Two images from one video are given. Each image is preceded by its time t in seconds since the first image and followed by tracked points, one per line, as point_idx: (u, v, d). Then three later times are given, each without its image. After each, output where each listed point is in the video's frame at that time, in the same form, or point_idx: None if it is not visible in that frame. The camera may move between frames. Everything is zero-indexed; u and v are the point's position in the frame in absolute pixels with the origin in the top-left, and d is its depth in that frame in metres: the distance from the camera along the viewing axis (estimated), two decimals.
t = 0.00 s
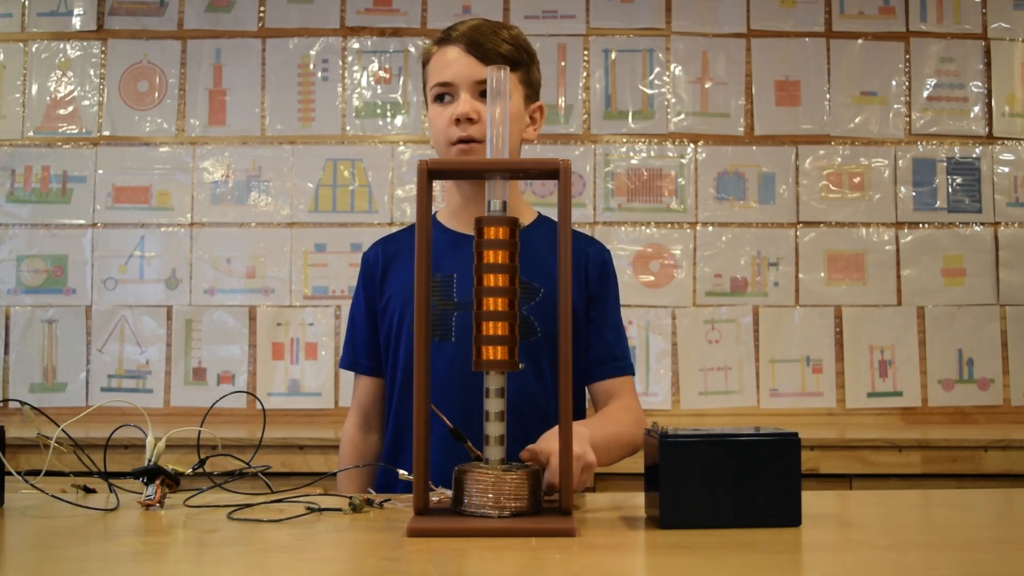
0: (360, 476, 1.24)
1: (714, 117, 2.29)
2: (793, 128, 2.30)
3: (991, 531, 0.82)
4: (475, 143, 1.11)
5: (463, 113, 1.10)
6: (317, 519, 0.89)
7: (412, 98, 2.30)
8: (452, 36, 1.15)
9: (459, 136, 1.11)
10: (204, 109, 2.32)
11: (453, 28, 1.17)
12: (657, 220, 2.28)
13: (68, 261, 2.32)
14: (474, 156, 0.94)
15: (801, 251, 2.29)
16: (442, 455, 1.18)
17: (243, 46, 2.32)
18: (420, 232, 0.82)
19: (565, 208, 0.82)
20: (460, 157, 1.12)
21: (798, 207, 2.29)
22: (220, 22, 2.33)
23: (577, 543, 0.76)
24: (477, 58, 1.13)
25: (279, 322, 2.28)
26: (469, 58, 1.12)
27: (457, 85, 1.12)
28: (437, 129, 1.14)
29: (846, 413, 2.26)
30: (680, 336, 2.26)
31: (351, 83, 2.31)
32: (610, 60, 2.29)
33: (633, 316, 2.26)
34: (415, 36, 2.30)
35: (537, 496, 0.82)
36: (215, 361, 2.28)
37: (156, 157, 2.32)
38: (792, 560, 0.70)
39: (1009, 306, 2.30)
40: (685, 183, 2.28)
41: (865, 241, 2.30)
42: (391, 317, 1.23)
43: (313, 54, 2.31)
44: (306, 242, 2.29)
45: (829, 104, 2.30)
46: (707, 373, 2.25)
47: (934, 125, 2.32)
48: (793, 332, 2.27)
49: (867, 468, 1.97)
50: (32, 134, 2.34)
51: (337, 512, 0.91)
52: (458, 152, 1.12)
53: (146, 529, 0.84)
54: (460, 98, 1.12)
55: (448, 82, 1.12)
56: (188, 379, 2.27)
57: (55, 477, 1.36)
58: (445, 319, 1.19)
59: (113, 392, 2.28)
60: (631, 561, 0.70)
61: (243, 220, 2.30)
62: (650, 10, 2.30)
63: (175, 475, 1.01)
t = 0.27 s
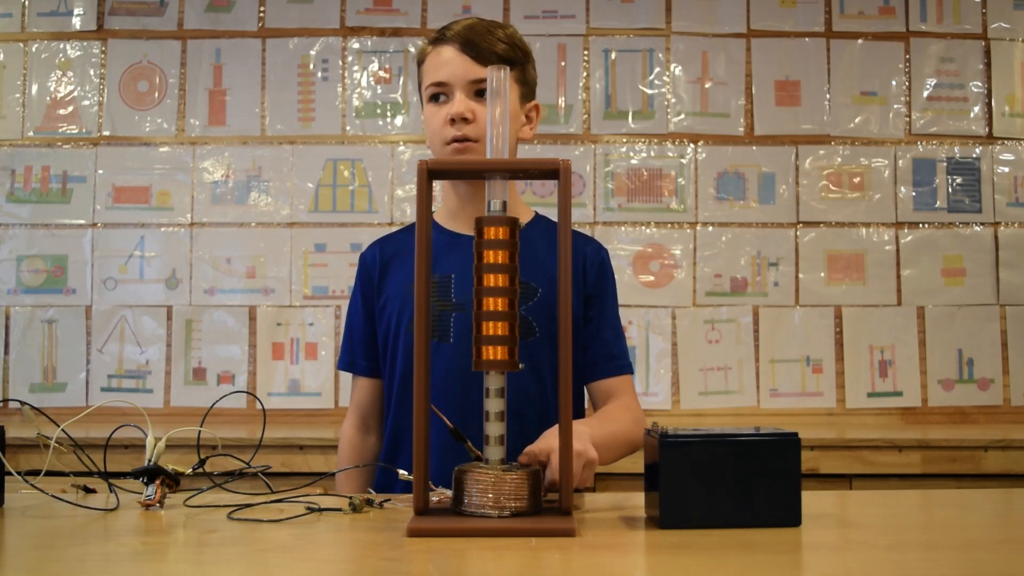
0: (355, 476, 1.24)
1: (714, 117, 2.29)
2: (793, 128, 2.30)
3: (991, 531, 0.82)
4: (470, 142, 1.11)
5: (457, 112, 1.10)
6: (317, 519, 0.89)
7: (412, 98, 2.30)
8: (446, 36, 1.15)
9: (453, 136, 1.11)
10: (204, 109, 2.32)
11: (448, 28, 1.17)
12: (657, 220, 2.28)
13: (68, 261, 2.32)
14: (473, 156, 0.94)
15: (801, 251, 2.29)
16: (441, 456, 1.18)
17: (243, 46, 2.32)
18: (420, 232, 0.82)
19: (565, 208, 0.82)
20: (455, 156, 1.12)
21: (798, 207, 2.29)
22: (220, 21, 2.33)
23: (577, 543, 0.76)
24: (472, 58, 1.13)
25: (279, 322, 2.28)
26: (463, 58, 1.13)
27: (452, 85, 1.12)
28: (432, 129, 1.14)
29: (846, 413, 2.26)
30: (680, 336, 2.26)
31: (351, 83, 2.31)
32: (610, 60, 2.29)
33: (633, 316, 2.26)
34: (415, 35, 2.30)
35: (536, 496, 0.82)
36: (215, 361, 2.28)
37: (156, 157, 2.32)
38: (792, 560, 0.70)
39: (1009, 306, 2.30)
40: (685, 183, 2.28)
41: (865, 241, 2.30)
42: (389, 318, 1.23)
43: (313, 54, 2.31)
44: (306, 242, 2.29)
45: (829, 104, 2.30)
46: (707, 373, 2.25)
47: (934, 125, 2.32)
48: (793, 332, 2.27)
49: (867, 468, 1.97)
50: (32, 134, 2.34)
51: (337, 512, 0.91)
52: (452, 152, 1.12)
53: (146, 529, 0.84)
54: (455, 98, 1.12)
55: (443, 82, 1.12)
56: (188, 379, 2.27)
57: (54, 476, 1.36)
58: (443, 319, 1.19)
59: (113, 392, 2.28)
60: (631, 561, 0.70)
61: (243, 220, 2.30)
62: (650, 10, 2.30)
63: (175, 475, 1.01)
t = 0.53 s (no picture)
0: (354, 476, 1.24)
1: (714, 117, 2.29)
2: (793, 128, 2.30)
3: (991, 531, 0.82)
4: (469, 141, 1.11)
5: (457, 111, 1.10)
6: (317, 519, 0.89)
7: (412, 98, 2.30)
8: (446, 34, 1.15)
9: (452, 134, 1.11)
10: (204, 109, 2.32)
11: (447, 27, 1.17)
12: (657, 220, 2.28)
13: (68, 261, 2.32)
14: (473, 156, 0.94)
15: (801, 251, 2.29)
16: (440, 456, 1.18)
17: (243, 46, 2.32)
18: (420, 232, 0.82)
19: (565, 208, 0.82)
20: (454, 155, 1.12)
21: (798, 207, 2.29)
22: (220, 21, 2.33)
23: (577, 543, 0.76)
24: (471, 57, 1.13)
25: (279, 322, 2.28)
26: (463, 57, 1.13)
27: (451, 84, 1.12)
28: (430, 128, 1.14)
29: (846, 413, 2.26)
30: (680, 336, 2.26)
31: (351, 83, 2.31)
32: (610, 60, 2.29)
33: (633, 316, 2.26)
34: (415, 35, 2.30)
35: (536, 496, 0.82)
36: (215, 361, 2.28)
37: (156, 157, 2.32)
38: (792, 560, 0.70)
39: (1009, 306, 2.30)
40: (685, 183, 2.28)
41: (865, 241, 2.30)
42: (388, 318, 1.23)
43: (313, 54, 2.31)
44: (306, 242, 2.29)
45: (829, 104, 2.30)
46: (707, 373, 2.25)
47: (934, 125, 2.32)
48: (793, 332, 2.27)
49: (867, 468, 1.97)
50: (32, 134, 2.34)
51: (337, 512, 0.91)
52: (450, 151, 1.12)
53: (146, 529, 0.84)
54: (454, 97, 1.12)
55: (443, 81, 1.12)
56: (188, 379, 2.27)
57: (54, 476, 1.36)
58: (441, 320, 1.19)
59: (113, 392, 2.28)
60: (631, 561, 0.70)
61: (243, 220, 2.30)
62: (650, 10, 2.30)
63: (175, 475, 1.01)
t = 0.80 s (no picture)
0: (354, 477, 1.24)
1: (714, 117, 2.29)
2: (793, 128, 2.30)
3: (991, 531, 0.82)
4: (470, 140, 1.11)
5: (459, 109, 1.10)
6: (317, 519, 0.89)
7: (413, 98, 2.30)
8: (450, 33, 1.15)
9: (454, 133, 1.11)
10: (204, 109, 2.32)
11: (448, 27, 1.17)
12: (657, 220, 2.28)
13: (68, 261, 2.32)
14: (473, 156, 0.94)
15: (801, 251, 2.29)
16: (440, 456, 1.18)
17: (243, 46, 2.32)
18: (420, 232, 0.82)
19: (565, 208, 0.82)
20: (456, 154, 1.12)
21: (798, 207, 2.29)
22: (220, 21, 2.33)
23: (577, 543, 0.76)
24: (473, 57, 1.13)
25: (279, 322, 2.28)
26: (466, 57, 1.13)
27: (453, 83, 1.12)
28: (431, 127, 1.14)
29: (846, 413, 2.26)
30: (680, 336, 2.26)
31: (351, 83, 2.31)
32: (610, 60, 2.29)
33: (633, 316, 2.26)
34: (415, 35, 2.30)
35: (537, 496, 0.82)
36: (215, 361, 2.28)
37: (157, 157, 2.32)
38: (792, 560, 0.70)
39: (1009, 305, 2.30)
40: (685, 183, 2.28)
41: (865, 241, 2.30)
42: (387, 319, 1.23)
43: (313, 54, 2.31)
44: (306, 242, 2.29)
45: (829, 104, 2.30)
46: (707, 373, 2.25)
47: (934, 125, 2.32)
48: (793, 332, 2.27)
49: (867, 468, 1.97)
50: (32, 134, 2.34)
51: (337, 512, 0.91)
52: (452, 150, 1.12)
53: (146, 529, 0.84)
54: (456, 96, 1.12)
55: (444, 79, 1.12)
56: (188, 379, 2.27)
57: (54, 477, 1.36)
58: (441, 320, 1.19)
59: (113, 392, 2.28)
60: (631, 561, 0.70)
61: (243, 220, 2.30)
62: (650, 10, 2.30)
63: (175, 475, 1.01)
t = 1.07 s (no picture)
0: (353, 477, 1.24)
1: (714, 117, 2.29)
2: (793, 128, 2.30)
3: (991, 531, 0.82)
4: (469, 142, 1.11)
5: (458, 110, 1.10)
6: (317, 519, 0.89)
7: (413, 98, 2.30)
8: (448, 34, 1.15)
9: (453, 133, 1.11)
10: (204, 109, 2.32)
11: (446, 27, 1.17)
12: (657, 220, 2.28)
13: (68, 261, 2.32)
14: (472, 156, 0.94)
15: (801, 252, 2.29)
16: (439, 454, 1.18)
17: (243, 46, 2.32)
18: (420, 232, 0.82)
19: (565, 208, 0.82)
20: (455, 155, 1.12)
21: (798, 207, 2.29)
22: (220, 21, 2.33)
23: (577, 543, 0.76)
24: (472, 57, 1.13)
25: (279, 322, 2.28)
26: (463, 57, 1.13)
27: (452, 83, 1.12)
28: (429, 128, 1.14)
29: (846, 413, 2.26)
30: (680, 336, 2.26)
31: (351, 83, 2.31)
32: (610, 60, 2.29)
33: (633, 316, 2.26)
34: (415, 36, 2.30)
35: (537, 496, 0.82)
36: (215, 361, 2.28)
37: (156, 157, 2.32)
38: (792, 560, 0.70)
39: (1009, 305, 2.30)
40: (685, 183, 2.28)
41: (865, 241, 2.30)
42: (385, 316, 1.23)
43: (313, 54, 2.31)
44: (306, 242, 2.29)
45: (829, 104, 2.30)
46: (707, 373, 2.25)
47: (934, 125, 2.32)
48: (793, 332, 2.27)
49: (867, 468, 1.97)
50: (32, 134, 2.34)
51: (337, 512, 0.91)
52: (451, 151, 1.12)
53: (145, 529, 0.84)
54: (454, 96, 1.12)
55: (443, 80, 1.12)
56: (188, 379, 2.27)
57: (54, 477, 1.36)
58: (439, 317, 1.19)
59: (113, 392, 2.28)
60: (631, 561, 0.70)
61: (243, 220, 2.30)
62: (650, 10, 2.30)
63: (175, 475, 1.01)
